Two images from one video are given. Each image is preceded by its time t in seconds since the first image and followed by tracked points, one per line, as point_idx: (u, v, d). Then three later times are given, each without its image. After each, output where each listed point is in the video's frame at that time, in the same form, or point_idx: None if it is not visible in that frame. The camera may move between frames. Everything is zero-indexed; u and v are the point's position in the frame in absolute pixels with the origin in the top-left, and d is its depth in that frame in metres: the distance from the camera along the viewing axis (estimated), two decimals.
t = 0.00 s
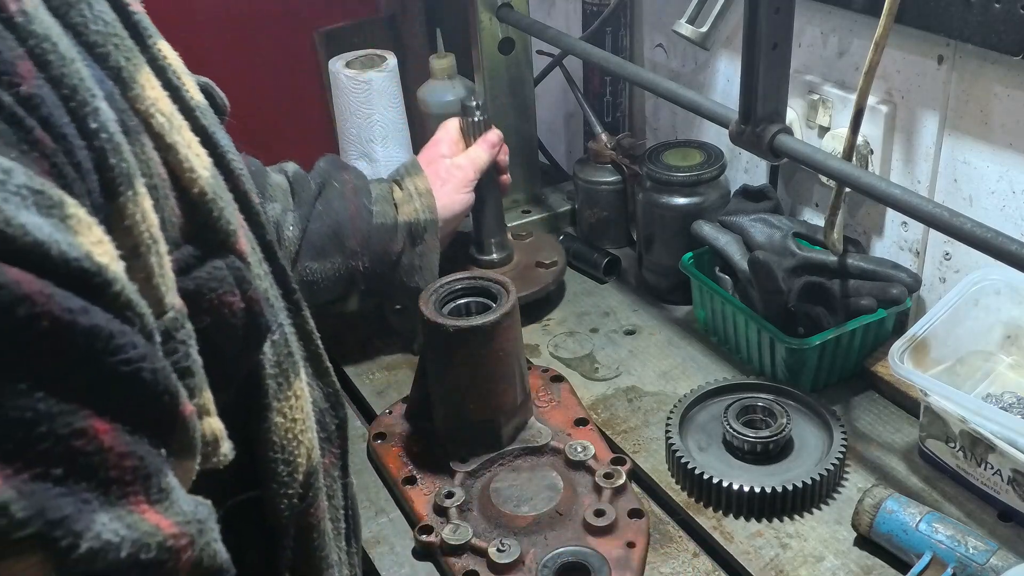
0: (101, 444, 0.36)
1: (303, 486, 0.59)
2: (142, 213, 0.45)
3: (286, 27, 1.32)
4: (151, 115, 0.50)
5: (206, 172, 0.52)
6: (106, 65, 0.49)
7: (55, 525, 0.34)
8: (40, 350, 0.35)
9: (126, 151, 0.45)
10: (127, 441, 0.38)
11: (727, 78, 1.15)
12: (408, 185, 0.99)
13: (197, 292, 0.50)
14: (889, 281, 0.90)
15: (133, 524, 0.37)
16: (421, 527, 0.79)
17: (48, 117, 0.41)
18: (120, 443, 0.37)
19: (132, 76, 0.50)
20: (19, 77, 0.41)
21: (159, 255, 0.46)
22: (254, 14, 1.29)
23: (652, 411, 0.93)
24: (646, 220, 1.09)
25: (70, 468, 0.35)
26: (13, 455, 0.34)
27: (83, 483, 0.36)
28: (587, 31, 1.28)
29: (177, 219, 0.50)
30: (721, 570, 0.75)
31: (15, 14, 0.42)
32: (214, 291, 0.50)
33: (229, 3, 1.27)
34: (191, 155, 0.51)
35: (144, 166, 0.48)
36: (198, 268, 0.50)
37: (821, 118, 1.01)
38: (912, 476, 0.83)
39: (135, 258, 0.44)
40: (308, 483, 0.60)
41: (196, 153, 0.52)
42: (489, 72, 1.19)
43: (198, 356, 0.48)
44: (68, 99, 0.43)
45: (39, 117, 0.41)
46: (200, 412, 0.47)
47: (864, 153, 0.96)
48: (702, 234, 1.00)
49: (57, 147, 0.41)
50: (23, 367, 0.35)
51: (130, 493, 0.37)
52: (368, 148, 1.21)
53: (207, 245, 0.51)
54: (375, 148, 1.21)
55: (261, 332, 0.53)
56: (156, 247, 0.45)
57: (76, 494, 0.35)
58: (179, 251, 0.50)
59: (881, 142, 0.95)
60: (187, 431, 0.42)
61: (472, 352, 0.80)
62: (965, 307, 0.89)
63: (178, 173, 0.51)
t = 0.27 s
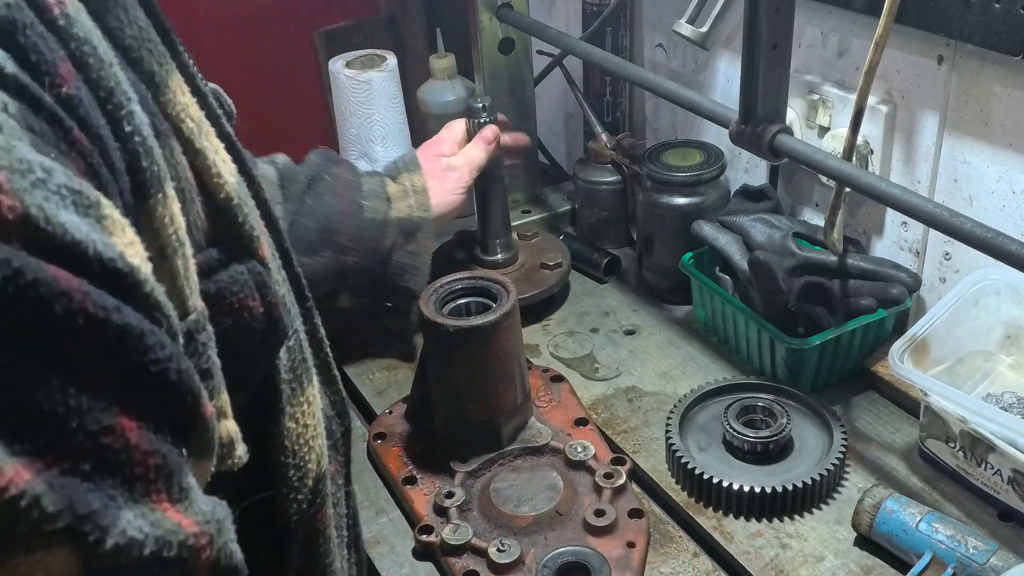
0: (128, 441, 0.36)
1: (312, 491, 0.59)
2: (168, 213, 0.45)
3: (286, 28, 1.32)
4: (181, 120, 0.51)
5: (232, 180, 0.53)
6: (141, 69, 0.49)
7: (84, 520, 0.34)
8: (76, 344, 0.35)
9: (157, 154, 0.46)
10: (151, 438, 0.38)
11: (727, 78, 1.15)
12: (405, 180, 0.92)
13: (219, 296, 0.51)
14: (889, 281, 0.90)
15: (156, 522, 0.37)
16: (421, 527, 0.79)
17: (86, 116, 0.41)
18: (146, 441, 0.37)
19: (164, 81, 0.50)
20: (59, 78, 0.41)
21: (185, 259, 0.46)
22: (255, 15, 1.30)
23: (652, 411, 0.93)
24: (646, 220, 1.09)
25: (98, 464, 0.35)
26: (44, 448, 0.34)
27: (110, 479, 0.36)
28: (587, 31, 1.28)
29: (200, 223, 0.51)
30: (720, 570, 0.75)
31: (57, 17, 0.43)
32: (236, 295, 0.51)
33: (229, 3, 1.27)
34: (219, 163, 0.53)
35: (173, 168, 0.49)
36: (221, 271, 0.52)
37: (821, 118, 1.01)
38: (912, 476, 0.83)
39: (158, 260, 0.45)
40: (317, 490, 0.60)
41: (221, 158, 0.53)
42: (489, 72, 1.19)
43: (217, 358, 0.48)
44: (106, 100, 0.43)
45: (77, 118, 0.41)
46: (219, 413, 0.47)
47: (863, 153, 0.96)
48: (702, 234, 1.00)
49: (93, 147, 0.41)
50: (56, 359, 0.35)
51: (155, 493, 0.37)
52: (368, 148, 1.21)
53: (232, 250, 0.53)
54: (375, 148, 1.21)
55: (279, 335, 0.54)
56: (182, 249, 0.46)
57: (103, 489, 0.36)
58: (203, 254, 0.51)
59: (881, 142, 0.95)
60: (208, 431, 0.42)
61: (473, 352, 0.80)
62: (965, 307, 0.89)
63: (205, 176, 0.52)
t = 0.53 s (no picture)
0: (122, 489, 0.39)
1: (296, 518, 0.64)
2: (159, 249, 0.48)
3: (287, 29, 1.32)
4: (170, 149, 0.55)
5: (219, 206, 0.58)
6: (130, 98, 0.54)
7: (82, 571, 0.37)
8: (73, 401, 0.38)
9: (148, 188, 0.48)
10: (144, 484, 0.41)
11: (727, 78, 1.15)
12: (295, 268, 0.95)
13: (208, 322, 0.55)
14: (888, 281, 0.90)
15: (151, 568, 0.40)
16: (421, 527, 0.79)
17: (80, 155, 0.43)
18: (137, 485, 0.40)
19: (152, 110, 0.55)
20: (53, 115, 0.42)
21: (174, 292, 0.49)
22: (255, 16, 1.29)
23: (652, 411, 0.93)
24: (646, 220, 1.09)
25: (94, 514, 0.38)
26: (40, 502, 0.37)
27: (105, 529, 0.38)
28: (587, 31, 1.28)
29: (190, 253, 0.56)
30: (721, 570, 0.75)
31: (50, 52, 0.44)
32: (225, 322, 0.55)
33: (230, 4, 1.27)
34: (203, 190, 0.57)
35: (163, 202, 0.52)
36: (210, 299, 0.56)
37: (821, 118, 1.01)
38: (912, 476, 0.83)
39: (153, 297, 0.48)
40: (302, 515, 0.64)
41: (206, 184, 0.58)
42: (489, 72, 1.19)
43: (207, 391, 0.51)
44: (98, 138, 0.46)
45: (71, 156, 0.43)
46: (209, 445, 0.50)
47: (864, 153, 0.96)
48: (702, 234, 1.00)
49: (87, 187, 0.43)
50: (52, 409, 0.38)
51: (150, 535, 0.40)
52: (368, 148, 1.21)
53: (219, 278, 0.58)
54: (375, 148, 1.21)
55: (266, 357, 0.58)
56: (171, 283, 0.49)
57: (100, 540, 0.38)
58: (192, 283, 0.56)
59: (881, 142, 0.95)
60: (199, 470, 0.45)
61: (473, 352, 0.80)
62: (965, 307, 0.89)
63: (193, 207, 0.57)
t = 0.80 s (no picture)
0: None
1: None
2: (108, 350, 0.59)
3: (287, 29, 1.33)
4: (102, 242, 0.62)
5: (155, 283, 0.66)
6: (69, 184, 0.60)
7: None
8: None
9: (98, 289, 0.58)
10: None
11: (727, 78, 1.15)
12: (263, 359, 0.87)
13: (157, 403, 0.64)
14: (889, 281, 0.90)
15: None
16: (420, 527, 0.79)
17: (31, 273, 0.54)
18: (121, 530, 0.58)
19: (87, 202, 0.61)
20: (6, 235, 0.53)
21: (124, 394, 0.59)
22: (256, 15, 1.29)
23: (652, 411, 0.93)
24: (646, 220, 1.09)
25: None
26: None
27: None
28: (587, 31, 1.28)
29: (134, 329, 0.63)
30: (721, 570, 0.75)
31: None
32: (172, 404, 0.65)
33: (230, 4, 1.27)
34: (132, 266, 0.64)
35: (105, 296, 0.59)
36: (156, 375, 0.64)
37: (821, 118, 1.01)
38: (912, 476, 0.83)
39: (105, 399, 0.58)
40: None
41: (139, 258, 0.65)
42: (488, 72, 1.19)
43: (161, 479, 0.63)
44: (51, 246, 0.56)
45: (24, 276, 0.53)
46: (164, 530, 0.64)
47: (864, 153, 0.96)
48: (702, 234, 1.00)
49: (36, 307, 0.54)
50: None
51: (147, 566, 0.61)
52: (368, 148, 1.21)
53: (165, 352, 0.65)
54: (375, 149, 1.21)
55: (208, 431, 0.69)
56: (121, 382, 0.59)
57: None
58: (140, 363, 0.63)
59: (881, 142, 0.95)
60: None
61: (473, 353, 0.80)
62: (965, 307, 0.89)
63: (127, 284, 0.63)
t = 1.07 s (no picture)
0: None
1: None
2: (17, 478, 0.64)
3: (287, 29, 1.33)
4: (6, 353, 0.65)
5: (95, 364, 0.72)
6: None
7: None
8: None
9: None
10: None
11: (727, 78, 1.14)
12: (282, 363, 0.91)
13: (70, 511, 0.69)
14: (889, 281, 0.90)
15: None
16: (420, 527, 0.79)
17: None
18: None
19: None
20: None
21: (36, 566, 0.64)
22: (256, 15, 1.30)
23: (652, 411, 0.93)
24: (645, 220, 1.09)
25: None
26: None
27: None
28: (587, 31, 1.28)
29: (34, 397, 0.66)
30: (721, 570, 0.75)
31: None
32: (84, 512, 0.69)
33: (230, 3, 1.27)
34: (46, 385, 0.67)
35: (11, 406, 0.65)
36: (64, 486, 0.69)
37: (821, 118, 1.01)
38: (912, 476, 0.83)
39: (17, 523, 0.64)
40: None
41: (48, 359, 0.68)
42: (488, 72, 1.19)
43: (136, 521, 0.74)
44: None
45: None
46: None
47: (864, 153, 0.96)
48: (702, 234, 1.00)
49: None
50: None
51: None
52: (368, 148, 1.21)
53: (75, 463, 0.69)
54: (374, 149, 1.21)
55: (124, 538, 0.72)
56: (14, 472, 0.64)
57: None
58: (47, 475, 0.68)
59: (881, 142, 0.95)
60: None
61: (472, 353, 0.80)
62: (965, 307, 0.89)
63: (37, 404, 0.67)
